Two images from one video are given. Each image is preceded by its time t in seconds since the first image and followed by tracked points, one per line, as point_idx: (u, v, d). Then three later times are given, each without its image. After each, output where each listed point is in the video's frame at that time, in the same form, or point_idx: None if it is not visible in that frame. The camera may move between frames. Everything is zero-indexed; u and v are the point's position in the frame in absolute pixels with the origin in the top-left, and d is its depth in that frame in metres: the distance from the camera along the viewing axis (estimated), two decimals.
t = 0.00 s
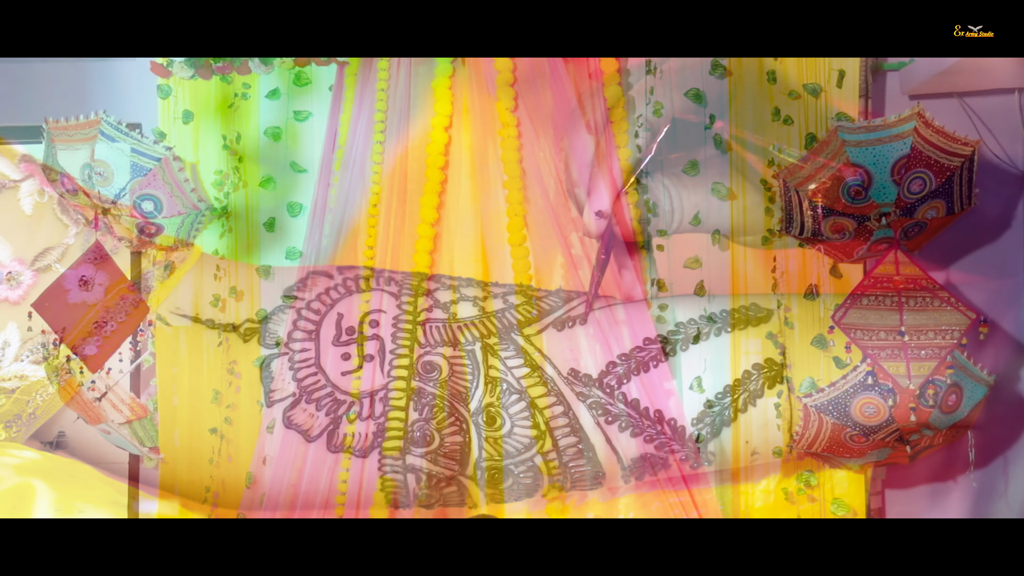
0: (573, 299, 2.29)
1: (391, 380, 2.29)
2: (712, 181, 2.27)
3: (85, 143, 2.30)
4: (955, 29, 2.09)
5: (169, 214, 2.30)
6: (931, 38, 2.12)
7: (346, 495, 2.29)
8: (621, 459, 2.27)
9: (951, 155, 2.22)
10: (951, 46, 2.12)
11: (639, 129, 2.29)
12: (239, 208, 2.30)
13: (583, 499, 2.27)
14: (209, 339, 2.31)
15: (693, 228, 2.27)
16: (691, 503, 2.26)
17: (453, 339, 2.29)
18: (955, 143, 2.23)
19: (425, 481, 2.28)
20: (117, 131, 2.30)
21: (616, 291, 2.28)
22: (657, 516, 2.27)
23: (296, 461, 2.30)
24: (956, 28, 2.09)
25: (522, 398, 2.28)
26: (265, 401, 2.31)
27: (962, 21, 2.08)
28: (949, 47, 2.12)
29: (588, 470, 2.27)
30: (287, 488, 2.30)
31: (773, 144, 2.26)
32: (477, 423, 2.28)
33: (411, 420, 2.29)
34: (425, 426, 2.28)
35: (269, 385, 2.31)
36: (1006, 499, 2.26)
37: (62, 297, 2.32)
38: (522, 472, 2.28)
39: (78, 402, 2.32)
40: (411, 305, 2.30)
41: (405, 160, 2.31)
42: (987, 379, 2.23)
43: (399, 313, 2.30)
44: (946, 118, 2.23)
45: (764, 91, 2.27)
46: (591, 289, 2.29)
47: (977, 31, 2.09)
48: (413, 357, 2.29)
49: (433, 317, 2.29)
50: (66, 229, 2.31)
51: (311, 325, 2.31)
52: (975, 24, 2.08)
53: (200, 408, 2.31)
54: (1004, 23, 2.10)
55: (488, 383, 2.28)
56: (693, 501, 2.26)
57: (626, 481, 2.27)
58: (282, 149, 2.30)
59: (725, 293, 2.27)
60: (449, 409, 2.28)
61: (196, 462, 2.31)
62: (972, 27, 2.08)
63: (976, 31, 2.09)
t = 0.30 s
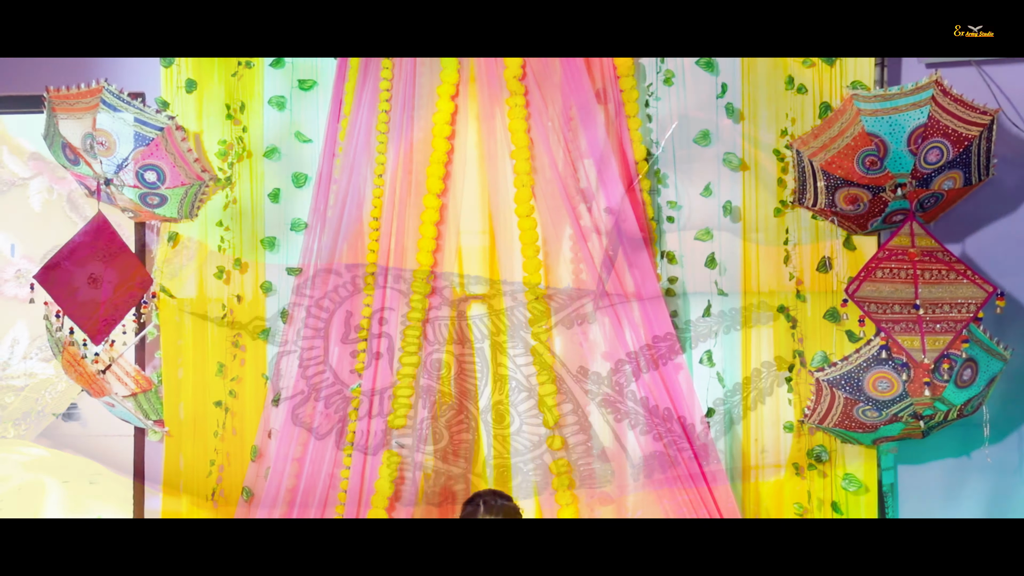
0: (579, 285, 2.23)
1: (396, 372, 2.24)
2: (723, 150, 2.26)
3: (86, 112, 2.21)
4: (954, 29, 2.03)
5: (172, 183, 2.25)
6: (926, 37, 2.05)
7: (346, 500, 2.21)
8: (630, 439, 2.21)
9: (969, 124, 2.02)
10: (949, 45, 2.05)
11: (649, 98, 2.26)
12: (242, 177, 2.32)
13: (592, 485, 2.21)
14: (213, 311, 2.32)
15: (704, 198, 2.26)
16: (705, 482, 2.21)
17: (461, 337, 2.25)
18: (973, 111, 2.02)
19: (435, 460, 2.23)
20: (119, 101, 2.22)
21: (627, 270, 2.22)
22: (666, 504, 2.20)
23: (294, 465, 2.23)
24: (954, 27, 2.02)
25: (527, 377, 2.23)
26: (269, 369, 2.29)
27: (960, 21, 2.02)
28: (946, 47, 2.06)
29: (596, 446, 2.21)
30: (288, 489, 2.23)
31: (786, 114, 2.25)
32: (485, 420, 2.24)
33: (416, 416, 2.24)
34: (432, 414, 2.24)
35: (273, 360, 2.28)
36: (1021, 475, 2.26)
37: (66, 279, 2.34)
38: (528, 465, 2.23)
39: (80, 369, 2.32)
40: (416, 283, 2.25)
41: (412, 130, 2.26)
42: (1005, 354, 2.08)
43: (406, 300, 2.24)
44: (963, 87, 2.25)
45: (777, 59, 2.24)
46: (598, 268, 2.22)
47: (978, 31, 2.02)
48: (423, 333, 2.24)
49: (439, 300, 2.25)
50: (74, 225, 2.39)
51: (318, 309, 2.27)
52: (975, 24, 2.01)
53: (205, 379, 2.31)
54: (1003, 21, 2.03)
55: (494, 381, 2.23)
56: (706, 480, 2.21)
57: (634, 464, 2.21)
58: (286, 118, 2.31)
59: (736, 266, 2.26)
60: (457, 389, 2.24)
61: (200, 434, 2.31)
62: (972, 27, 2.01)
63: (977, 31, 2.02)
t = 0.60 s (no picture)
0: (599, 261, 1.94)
1: (395, 354, 1.98)
2: (735, 120, 2.24)
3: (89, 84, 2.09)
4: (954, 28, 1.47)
5: (174, 153, 2.23)
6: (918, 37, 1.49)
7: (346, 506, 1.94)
8: (639, 414, 1.90)
9: (990, 92, 1.93)
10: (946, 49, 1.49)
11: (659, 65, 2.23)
12: (247, 147, 2.36)
13: (599, 458, 1.91)
14: (219, 283, 2.35)
15: (717, 168, 2.23)
16: (718, 469, 1.92)
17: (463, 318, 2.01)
18: (994, 79, 1.93)
19: (442, 431, 2.27)
20: (121, 69, 2.14)
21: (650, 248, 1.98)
22: (679, 494, 1.88)
23: (288, 447, 2.03)
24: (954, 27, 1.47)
25: (538, 360, 1.96)
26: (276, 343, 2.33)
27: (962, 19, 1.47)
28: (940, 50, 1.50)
29: (603, 421, 1.92)
30: (286, 473, 2.01)
31: (800, 81, 2.21)
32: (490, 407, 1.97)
33: (418, 396, 1.96)
34: (442, 384, 2.26)
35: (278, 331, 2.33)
36: None
37: (71, 249, 2.23)
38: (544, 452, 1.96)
39: (84, 343, 2.21)
40: (420, 256, 1.99)
41: (419, 100, 2.07)
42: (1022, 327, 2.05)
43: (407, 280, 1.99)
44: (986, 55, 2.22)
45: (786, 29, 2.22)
46: (618, 244, 1.95)
47: (978, 30, 1.48)
48: (428, 308, 1.98)
49: (445, 273, 2.00)
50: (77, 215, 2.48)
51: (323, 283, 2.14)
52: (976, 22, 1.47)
53: (210, 351, 2.34)
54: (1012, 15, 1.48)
55: (502, 351, 2.27)
56: (718, 464, 1.94)
57: (646, 442, 1.90)
58: (292, 86, 2.34)
59: (749, 237, 2.23)
60: (464, 362, 2.27)
61: (206, 404, 2.35)
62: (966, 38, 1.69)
63: (978, 31, 1.47)
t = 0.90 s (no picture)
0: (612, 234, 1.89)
1: (401, 325, 1.97)
2: (749, 88, 2.19)
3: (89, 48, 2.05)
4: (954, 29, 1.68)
5: (178, 122, 2.20)
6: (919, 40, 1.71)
7: (350, 487, 1.94)
8: (648, 389, 1.87)
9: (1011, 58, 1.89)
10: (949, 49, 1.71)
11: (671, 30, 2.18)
12: (252, 116, 2.32)
13: (607, 432, 1.90)
14: (224, 254, 2.33)
15: (729, 137, 2.19)
16: (727, 445, 1.88)
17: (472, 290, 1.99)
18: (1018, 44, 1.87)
19: (448, 403, 2.25)
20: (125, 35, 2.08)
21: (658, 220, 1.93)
22: (688, 469, 1.84)
23: (293, 420, 2.00)
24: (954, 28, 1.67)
25: (546, 333, 1.94)
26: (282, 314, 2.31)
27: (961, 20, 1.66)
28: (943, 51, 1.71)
29: (612, 394, 1.90)
30: (292, 445, 1.99)
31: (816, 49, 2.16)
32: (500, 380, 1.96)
33: (424, 368, 1.95)
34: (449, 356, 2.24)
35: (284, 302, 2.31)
36: None
37: (74, 219, 2.27)
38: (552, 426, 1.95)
39: (87, 313, 2.23)
40: (427, 226, 1.96)
41: (426, 67, 2.02)
42: None
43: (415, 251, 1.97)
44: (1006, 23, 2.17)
45: None
46: (627, 214, 1.90)
47: (978, 31, 1.67)
48: (435, 279, 1.96)
49: (452, 244, 1.98)
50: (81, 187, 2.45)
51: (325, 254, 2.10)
52: (976, 24, 1.66)
53: (216, 322, 2.33)
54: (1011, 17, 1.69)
55: (510, 322, 2.24)
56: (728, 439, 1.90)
57: (655, 418, 1.87)
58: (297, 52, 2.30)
59: (762, 207, 2.20)
60: (472, 334, 2.25)
61: (212, 376, 2.33)
62: (973, 27, 1.66)
63: (976, 33, 1.67)
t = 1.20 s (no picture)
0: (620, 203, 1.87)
1: (407, 296, 1.93)
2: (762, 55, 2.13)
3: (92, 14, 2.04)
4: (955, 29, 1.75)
5: (181, 90, 2.17)
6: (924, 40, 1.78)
7: (355, 462, 1.92)
8: (657, 362, 1.84)
9: None
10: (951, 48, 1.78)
11: None
12: (256, 83, 2.28)
13: (616, 404, 1.88)
14: (228, 224, 2.29)
15: (741, 105, 2.14)
16: (738, 418, 1.85)
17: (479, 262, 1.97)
18: None
19: (455, 374, 2.22)
20: None
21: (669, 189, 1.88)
22: (696, 443, 1.83)
23: (298, 392, 1.97)
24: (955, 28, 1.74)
25: (554, 304, 1.92)
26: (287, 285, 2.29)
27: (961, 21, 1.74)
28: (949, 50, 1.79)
29: (622, 365, 1.88)
30: (297, 417, 1.96)
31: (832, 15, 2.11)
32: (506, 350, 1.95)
33: (431, 340, 1.94)
34: (456, 328, 2.21)
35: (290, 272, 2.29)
36: None
37: (77, 187, 2.25)
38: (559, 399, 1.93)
39: (93, 284, 2.24)
40: (433, 195, 1.94)
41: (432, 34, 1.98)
42: None
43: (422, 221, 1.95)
44: None
45: None
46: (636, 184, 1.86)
47: (978, 31, 1.74)
48: (441, 249, 1.94)
49: (459, 213, 1.95)
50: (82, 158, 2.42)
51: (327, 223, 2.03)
52: (976, 24, 1.73)
53: (221, 293, 2.30)
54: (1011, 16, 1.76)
55: (518, 293, 2.21)
56: (739, 412, 1.86)
57: (664, 393, 1.84)
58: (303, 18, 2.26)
59: (775, 177, 2.15)
60: (479, 305, 2.22)
61: (216, 346, 2.31)
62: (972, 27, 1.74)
63: (977, 31, 1.74)
